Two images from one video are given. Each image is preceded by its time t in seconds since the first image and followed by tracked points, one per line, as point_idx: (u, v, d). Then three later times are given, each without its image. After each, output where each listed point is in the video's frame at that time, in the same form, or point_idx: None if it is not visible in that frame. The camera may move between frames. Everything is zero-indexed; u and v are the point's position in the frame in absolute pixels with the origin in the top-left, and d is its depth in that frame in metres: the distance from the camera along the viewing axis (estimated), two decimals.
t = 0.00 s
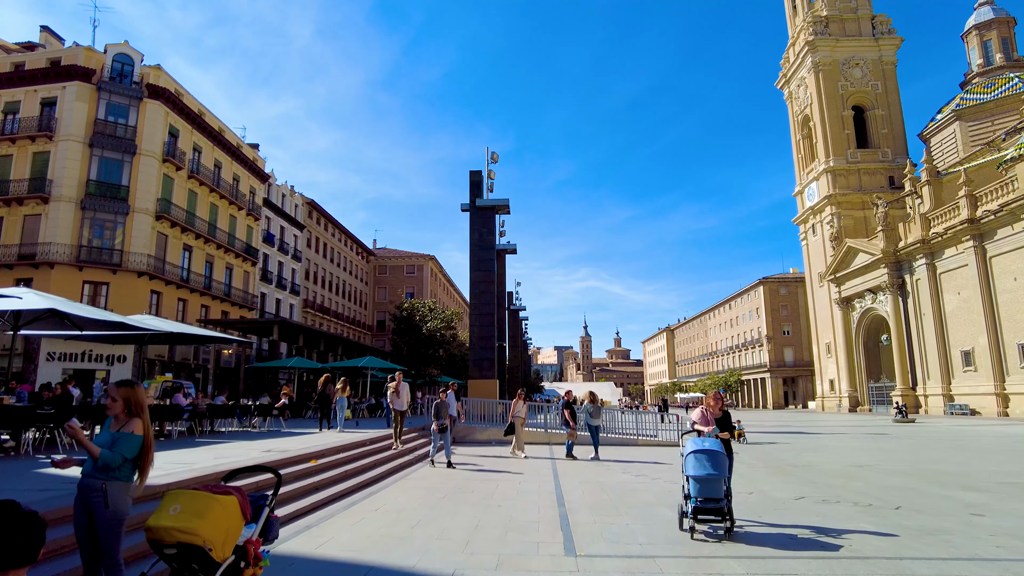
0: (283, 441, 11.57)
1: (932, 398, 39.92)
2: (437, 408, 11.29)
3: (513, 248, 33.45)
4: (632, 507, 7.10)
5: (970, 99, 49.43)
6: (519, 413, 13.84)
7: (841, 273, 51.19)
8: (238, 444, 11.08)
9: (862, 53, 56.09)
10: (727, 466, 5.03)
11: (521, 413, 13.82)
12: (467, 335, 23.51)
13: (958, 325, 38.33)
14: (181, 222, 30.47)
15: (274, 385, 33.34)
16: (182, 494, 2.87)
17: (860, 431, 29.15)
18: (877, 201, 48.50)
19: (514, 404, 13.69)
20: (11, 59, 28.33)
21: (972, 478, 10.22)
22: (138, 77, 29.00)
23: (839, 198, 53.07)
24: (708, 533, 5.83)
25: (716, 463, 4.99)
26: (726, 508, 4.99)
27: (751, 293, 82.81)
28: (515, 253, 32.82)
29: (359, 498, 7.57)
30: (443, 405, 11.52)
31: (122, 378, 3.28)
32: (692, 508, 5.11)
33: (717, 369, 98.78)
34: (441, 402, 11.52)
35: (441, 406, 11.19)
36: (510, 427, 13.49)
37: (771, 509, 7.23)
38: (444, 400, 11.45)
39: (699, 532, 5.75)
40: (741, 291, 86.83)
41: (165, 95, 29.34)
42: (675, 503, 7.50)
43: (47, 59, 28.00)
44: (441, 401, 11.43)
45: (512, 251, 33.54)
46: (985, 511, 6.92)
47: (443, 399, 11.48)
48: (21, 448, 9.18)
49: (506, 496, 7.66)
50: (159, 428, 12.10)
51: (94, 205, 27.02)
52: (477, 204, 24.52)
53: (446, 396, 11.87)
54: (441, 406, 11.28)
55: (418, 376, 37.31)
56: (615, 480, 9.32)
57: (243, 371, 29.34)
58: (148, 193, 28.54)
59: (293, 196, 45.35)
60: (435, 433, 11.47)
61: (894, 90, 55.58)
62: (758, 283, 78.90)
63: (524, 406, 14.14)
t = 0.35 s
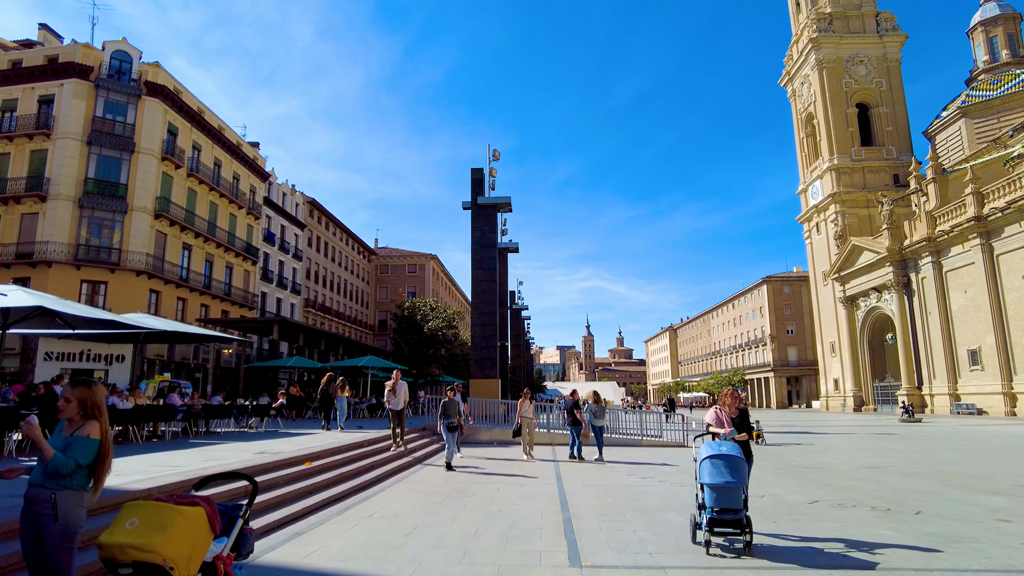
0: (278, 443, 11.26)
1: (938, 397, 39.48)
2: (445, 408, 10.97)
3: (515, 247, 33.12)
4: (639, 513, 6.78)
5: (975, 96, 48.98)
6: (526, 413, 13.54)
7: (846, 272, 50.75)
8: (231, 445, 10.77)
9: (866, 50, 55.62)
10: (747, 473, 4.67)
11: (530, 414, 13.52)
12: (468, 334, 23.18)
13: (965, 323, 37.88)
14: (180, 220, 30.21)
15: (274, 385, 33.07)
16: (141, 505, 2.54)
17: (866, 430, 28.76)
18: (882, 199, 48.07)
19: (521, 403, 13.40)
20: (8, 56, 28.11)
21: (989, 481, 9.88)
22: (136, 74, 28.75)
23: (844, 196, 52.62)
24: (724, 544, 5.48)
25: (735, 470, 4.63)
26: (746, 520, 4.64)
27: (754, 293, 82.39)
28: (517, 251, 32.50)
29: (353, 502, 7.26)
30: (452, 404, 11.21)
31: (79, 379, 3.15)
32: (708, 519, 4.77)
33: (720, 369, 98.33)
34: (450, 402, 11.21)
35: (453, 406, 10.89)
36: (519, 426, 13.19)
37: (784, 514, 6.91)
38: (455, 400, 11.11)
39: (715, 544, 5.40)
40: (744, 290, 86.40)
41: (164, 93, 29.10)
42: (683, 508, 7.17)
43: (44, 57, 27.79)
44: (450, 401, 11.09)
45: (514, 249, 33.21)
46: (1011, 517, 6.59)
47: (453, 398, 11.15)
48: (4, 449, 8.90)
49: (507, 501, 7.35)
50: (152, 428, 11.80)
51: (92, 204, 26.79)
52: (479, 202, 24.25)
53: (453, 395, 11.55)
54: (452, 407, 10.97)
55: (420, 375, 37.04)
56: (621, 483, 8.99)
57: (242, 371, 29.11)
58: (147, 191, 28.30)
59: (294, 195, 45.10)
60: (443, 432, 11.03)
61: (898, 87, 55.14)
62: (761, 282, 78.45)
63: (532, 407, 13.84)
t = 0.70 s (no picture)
0: (275, 443, 10.96)
1: (948, 398, 38.89)
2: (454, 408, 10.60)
3: (520, 245, 32.77)
4: (650, 519, 6.44)
5: (985, 93, 48.41)
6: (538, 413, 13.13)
7: (853, 271, 50.17)
8: (227, 445, 10.46)
9: (874, 48, 55.00)
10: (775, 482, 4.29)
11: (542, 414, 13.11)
12: (472, 334, 22.83)
13: (976, 323, 37.31)
14: (182, 219, 30.02)
15: (276, 385, 32.81)
16: (92, 519, 2.22)
17: (876, 431, 28.28)
18: (890, 198, 47.50)
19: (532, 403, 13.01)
20: (10, 53, 27.99)
21: (1013, 484, 9.49)
22: (138, 72, 28.57)
23: (852, 194, 52.02)
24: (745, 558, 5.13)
25: (762, 478, 4.24)
26: (774, 534, 4.26)
27: (760, 292, 81.76)
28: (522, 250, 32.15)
29: (350, 506, 6.94)
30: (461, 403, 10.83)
31: (28, 375, 2.98)
32: (732, 534, 4.40)
33: (726, 369, 97.70)
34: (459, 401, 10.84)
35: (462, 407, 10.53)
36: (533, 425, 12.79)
37: (804, 520, 6.54)
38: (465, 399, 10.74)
39: (738, 561, 5.00)
40: (750, 290, 85.75)
41: (166, 90, 28.91)
42: (696, 513, 6.81)
43: (46, 54, 27.65)
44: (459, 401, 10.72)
45: (519, 248, 32.85)
46: None
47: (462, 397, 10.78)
48: None
49: (511, 505, 7.02)
50: (147, 427, 11.51)
51: (93, 201, 26.61)
52: (483, 200, 23.96)
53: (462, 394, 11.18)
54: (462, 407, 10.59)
55: (424, 375, 36.80)
56: (630, 487, 8.63)
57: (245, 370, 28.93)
58: (149, 189, 28.11)
59: (297, 193, 44.92)
60: (454, 433, 10.58)
61: (906, 85, 54.53)
62: (768, 281, 77.86)
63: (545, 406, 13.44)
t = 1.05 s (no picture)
0: (268, 443, 10.69)
1: (953, 398, 38.54)
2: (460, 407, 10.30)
3: (521, 244, 32.46)
4: (655, 522, 6.17)
5: (989, 91, 48.08)
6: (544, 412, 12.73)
7: (856, 270, 49.79)
8: (219, 445, 10.18)
9: (877, 46, 54.64)
10: (798, 489, 3.90)
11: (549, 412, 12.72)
12: (472, 333, 22.55)
13: (980, 322, 36.96)
14: (181, 217, 29.79)
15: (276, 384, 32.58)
16: (21, 527, 1.93)
17: (880, 431, 27.98)
18: (894, 196, 47.11)
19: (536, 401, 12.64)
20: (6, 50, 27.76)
21: None
22: (136, 68, 28.33)
23: (854, 193, 51.70)
24: (761, 571, 4.77)
25: (783, 485, 3.86)
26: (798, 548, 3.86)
27: (763, 292, 81.38)
28: (523, 248, 31.88)
29: (342, 508, 6.68)
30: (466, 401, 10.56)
31: None
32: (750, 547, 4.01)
33: (727, 369, 97.37)
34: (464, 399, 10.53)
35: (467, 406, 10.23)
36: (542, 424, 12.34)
37: (815, 523, 6.26)
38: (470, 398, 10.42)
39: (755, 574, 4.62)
40: (752, 290, 85.42)
41: (163, 87, 28.69)
42: (702, 516, 6.53)
43: (42, 51, 27.38)
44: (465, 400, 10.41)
45: (519, 246, 32.55)
46: None
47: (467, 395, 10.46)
48: None
49: (510, 508, 6.75)
50: (138, 427, 11.26)
51: (90, 199, 26.37)
52: (483, 198, 23.61)
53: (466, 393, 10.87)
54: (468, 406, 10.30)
55: (424, 374, 36.55)
56: (634, 488, 8.34)
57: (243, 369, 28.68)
58: (147, 187, 27.87)
59: (297, 192, 44.68)
60: (458, 433, 10.10)
61: (910, 83, 54.16)
62: (770, 281, 77.50)
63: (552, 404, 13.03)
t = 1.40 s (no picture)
0: (261, 447, 10.35)
1: (957, 398, 38.16)
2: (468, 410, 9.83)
3: (521, 243, 32.15)
4: (662, 533, 5.84)
5: (993, 89, 47.76)
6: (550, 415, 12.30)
7: (859, 270, 49.39)
8: (210, 449, 9.87)
9: (879, 44, 54.33)
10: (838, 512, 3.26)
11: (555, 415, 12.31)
12: (473, 333, 22.25)
13: (985, 322, 36.58)
14: (178, 216, 29.50)
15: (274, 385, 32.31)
16: None
17: (885, 432, 27.66)
18: (897, 195, 46.71)
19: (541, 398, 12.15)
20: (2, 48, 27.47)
21: None
22: (133, 66, 28.07)
23: (857, 192, 51.35)
24: None
25: (820, 505, 3.23)
26: None
27: (764, 292, 81.04)
28: (524, 248, 31.57)
29: (333, 518, 6.36)
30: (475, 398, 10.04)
31: None
32: None
33: (729, 369, 96.94)
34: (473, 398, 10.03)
35: (476, 408, 9.78)
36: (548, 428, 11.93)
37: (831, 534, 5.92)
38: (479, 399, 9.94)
39: None
40: (754, 289, 85.05)
41: (160, 86, 28.39)
42: (712, 526, 6.19)
43: (38, 49, 27.11)
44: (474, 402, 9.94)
45: (520, 246, 32.23)
46: None
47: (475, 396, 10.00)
48: None
49: (510, 518, 6.42)
50: (128, 430, 10.95)
51: (85, 198, 26.07)
52: (484, 196, 23.28)
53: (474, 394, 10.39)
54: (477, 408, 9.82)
55: (424, 375, 36.22)
56: (639, 495, 8.00)
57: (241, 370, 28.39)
58: (143, 186, 27.55)
59: (296, 192, 44.41)
60: (465, 438, 9.62)
61: (913, 81, 53.79)
62: (771, 281, 77.12)
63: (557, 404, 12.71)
